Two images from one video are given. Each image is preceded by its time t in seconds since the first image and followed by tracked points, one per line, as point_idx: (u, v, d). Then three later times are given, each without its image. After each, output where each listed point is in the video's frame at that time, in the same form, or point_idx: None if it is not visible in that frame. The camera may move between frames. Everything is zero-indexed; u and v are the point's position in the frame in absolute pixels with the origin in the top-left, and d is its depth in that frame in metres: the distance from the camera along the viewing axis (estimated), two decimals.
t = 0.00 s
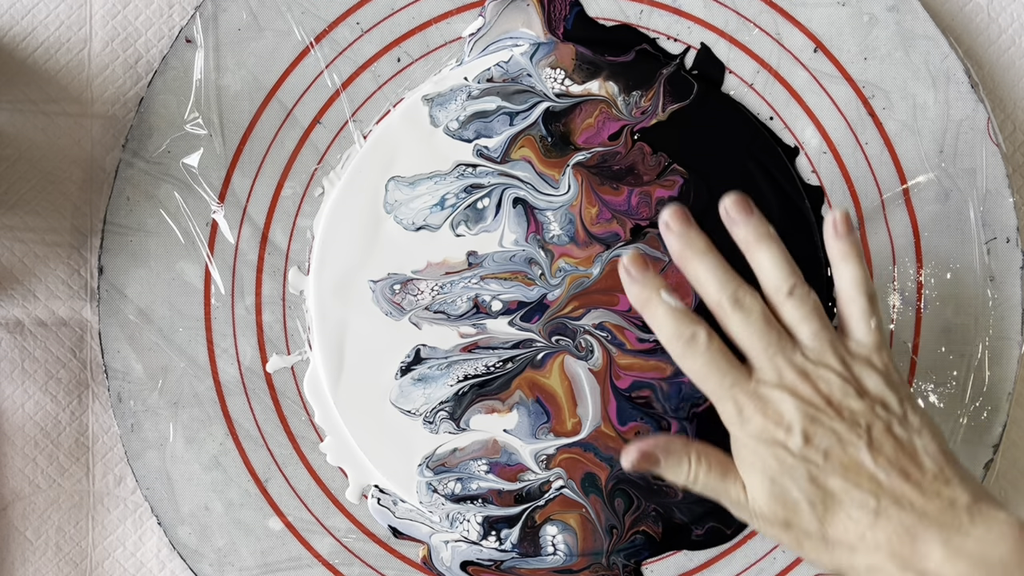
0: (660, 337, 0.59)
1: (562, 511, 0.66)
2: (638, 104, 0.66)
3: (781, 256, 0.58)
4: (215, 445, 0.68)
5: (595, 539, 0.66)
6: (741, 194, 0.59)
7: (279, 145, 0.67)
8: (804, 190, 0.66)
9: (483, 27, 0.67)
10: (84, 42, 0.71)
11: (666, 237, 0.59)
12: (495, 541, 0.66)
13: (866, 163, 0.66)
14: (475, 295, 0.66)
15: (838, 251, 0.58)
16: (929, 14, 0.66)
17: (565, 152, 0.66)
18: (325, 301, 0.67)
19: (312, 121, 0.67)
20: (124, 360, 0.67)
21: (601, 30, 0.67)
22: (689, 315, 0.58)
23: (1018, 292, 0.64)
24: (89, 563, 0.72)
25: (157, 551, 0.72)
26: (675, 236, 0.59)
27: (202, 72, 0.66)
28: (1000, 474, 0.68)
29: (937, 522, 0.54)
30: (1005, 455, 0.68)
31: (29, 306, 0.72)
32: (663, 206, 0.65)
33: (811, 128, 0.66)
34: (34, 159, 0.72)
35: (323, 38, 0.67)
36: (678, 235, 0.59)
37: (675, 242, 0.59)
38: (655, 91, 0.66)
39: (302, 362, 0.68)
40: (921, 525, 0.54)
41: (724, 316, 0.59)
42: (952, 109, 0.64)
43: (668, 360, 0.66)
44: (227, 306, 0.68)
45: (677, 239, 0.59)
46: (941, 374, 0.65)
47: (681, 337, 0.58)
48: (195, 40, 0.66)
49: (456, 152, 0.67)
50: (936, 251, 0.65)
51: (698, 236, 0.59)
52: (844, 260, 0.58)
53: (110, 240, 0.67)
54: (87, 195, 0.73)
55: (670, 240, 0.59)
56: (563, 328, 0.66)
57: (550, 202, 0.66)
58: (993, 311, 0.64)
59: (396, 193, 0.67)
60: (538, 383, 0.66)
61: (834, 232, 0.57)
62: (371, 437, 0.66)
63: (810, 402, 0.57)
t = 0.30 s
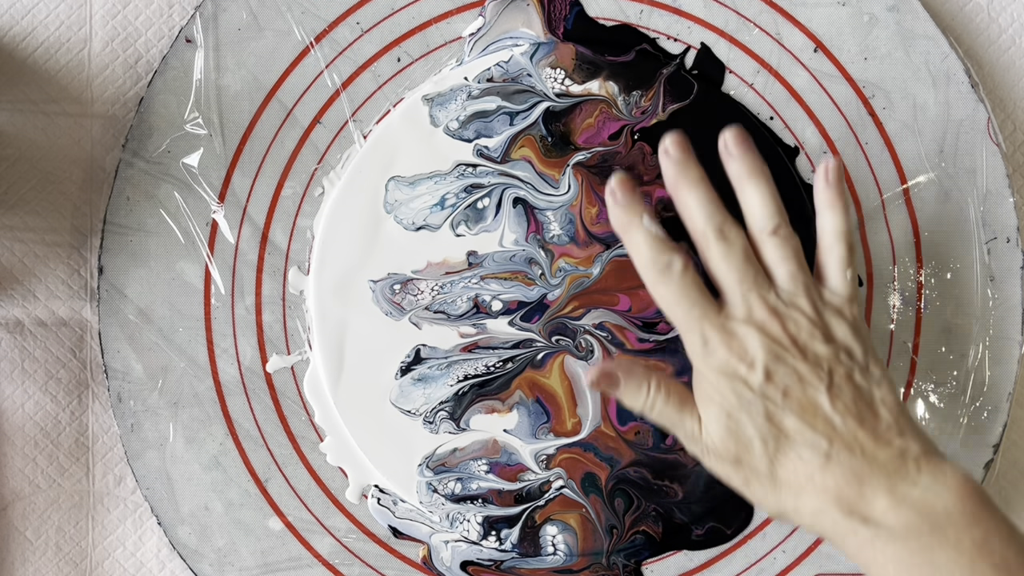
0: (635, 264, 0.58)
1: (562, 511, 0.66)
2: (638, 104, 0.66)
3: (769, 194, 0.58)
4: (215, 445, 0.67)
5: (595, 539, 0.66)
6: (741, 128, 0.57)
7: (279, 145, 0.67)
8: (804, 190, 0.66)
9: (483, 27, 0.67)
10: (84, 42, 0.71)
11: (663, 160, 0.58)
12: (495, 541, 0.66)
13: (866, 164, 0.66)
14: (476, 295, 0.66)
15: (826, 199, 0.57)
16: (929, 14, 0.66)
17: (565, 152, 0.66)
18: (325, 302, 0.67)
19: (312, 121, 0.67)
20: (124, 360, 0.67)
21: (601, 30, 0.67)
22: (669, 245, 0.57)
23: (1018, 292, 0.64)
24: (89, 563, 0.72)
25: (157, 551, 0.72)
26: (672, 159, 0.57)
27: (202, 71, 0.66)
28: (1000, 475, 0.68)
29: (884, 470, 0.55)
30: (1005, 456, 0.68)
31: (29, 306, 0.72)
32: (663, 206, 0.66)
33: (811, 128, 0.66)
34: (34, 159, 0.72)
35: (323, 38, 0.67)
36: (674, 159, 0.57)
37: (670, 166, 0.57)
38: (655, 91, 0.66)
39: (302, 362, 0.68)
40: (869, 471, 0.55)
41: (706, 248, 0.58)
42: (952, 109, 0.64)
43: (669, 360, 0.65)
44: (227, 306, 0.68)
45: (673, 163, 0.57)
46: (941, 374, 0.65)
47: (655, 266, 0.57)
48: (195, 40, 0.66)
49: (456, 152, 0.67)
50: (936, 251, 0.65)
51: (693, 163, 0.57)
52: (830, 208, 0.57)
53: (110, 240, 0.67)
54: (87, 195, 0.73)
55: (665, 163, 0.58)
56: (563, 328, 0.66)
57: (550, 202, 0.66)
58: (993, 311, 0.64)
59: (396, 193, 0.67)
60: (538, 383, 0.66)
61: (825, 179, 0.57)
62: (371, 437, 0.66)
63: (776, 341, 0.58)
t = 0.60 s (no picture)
0: None
1: (562, 511, 0.66)
2: (638, 104, 0.67)
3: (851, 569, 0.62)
4: (215, 445, 0.67)
5: (595, 539, 0.66)
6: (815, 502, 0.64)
7: (278, 144, 0.67)
8: (803, 190, 0.66)
9: (483, 27, 0.67)
10: (84, 42, 0.72)
11: (741, 530, 0.65)
12: (495, 541, 0.66)
13: (867, 163, 0.66)
14: (475, 295, 0.67)
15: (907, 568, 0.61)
16: (930, 14, 0.66)
17: (565, 152, 0.67)
18: (326, 302, 0.68)
19: (312, 121, 0.67)
20: (124, 360, 0.67)
21: (601, 31, 0.66)
22: None
23: (1018, 291, 0.64)
24: (89, 562, 0.72)
25: (157, 551, 0.72)
26: (749, 532, 0.64)
27: (202, 72, 0.66)
28: (999, 474, 0.68)
29: None
30: (1006, 456, 0.68)
31: (29, 306, 0.72)
32: (663, 206, 0.66)
33: (811, 128, 0.66)
34: (34, 159, 0.72)
35: (323, 38, 0.66)
36: (752, 531, 0.64)
37: (750, 539, 0.64)
38: (655, 91, 0.67)
39: (302, 362, 0.68)
40: None
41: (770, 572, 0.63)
42: (952, 109, 0.64)
43: (669, 360, 0.66)
44: (227, 306, 0.68)
45: (752, 535, 0.64)
46: (941, 374, 0.65)
47: None
48: (195, 40, 0.66)
49: (456, 152, 0.67)
50: (936, 251, 0.65)
51: (771, 536, 0.64)
52: None
53: (110, 240, 0.66)
54: (87, 195, 0.73)
55: (744, 534, 0.64)
56: (563, 328, 0.67)
57: (550, 202, 0.67)
58: (993, 311, 0.64)
59: (396, 193, 0.67)
60: (538, 383, 0.66)
61: (904, 550, 0.61)
62: (371, 437, 0.67)
63: None
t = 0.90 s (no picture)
0: None
1: (562, 511, 0.66)
2: (638, 104, 0.67)
3: None
4: (216, 445, 0.67)
5: (595, 539, 0.66)
6: None
7: (278, 145, 0.67)
8: (804, 190, 0.66)
9: (483, 27, 0.67)
10: (84, 42, 0.71)
11: None
12: (495, 541, 0.66)
13: (867, 164, 0.66)
14: (475, 295, 0.67)
15: None
16: (930, 15, 0.66)
17: (565, 152, 0.67)
18: (326, 303, 0.68)
19: (312, 121, 0.67)
20: (124, 360, 0.67)
21: (601, 31, 0.66)
22: None
23: (1018, 292, 0.64)
24: (89, 562, 0.72)
25: (157, 551, 0.72)
26: None
27: (202, 72, 0.66)
28: (999, 474, 0.68)
29: None
30: (1006, 456, 0.68)
31: (29, 306, 0.72)
32: (663, 206, 0.66)
33: (811, 128, 0.66)
34: (34, 159, 0.72)
35: (323, 38, 0.66)
36: None
37: None
38: (655, 91, 0.67)
39: (302, 362, 0.68)
40: None
41: None
42: (952, 110, 0.64)
43: (669, 360, 0.66)
44: (227, 306, 0.68)
45: None
46: (941, 374, 0.65)
47: None
48: (194, 40, 0.65)
49: (456, 152, 0.67)
50: (936, 251, 0.65)
51: None
52: None
53: (110, 240, 0.66)
54: (87, 195, 0.73)
55: None
56: (562, 328, 0.67)
57: (550, 202, 0.67)
58: (993, 311, 0.64)
59: (396, 193, 0.68)
60: (538, 383, 0.66)
61: None
62: (371, 437, 0.67)
63: None
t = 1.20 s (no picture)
0: None
1: (562, 511, 0.66)
2: (638, 104, 0.67)
3: None
4: (216, 445, 0.67)
5: (595, 539, 0.66)
6: None
7: (278, 145, 0.67)
8: (804, 190, 0.67)
9: (483, 27, 0.67)
10: (84, 42, 0.72)
11: None
12: (495, 541, 0.66)
13: (867, 164, 0.66)
14: (475, 295, 0.67)
15: None
16: (930, 15, 0.66)
17: (565, 152, 0.67)
18: (326, 303, 0.68)
19: (312, 121, 0.67)
20: (124, 361, 0.67)
21: (601, 31, 0.66)
22: None
23: (1018, 292, 0.64)
24: (89, 562, 0.72)
25: (157, 551, 0.72)
26: None
27: (202, 72, 0.66)
28: (999, 474, 0.68)
29: None
30: (1006, 455, 0.68)
31: (29, 306, 0.72)
32: (663, 206, 0.66)
33: (811, 128, 0.66)
34: (34, 159, 0.72)
35: (323, 38, 0.66)
36: None
37: None
38: (655, 91, 0.67)
39: (302, 362, 0.68)
40: None
41: None
42: (952, 110, 0.64)
43: (669, 360, 0.66)
44: (227, 306, 0.68)
45: None
46: (941, 375, 0.65)
47: None
48: (194, 41, 0.65)
49: (456, 152, 0.67)
50: (936, 252, 0.65)
51: None
52: None
53: (110, 240, 0.67)
54: (87, 195, 0.73)
55: None
56: (562, 329, 0.67)
57: (550, 202, 0.67)
58: (993, 311, 0.64)
59: (396, 193, 0.68)
60: (538, 384, 0.67)
61: None
62: (371, 437, 0.67)
63: None
